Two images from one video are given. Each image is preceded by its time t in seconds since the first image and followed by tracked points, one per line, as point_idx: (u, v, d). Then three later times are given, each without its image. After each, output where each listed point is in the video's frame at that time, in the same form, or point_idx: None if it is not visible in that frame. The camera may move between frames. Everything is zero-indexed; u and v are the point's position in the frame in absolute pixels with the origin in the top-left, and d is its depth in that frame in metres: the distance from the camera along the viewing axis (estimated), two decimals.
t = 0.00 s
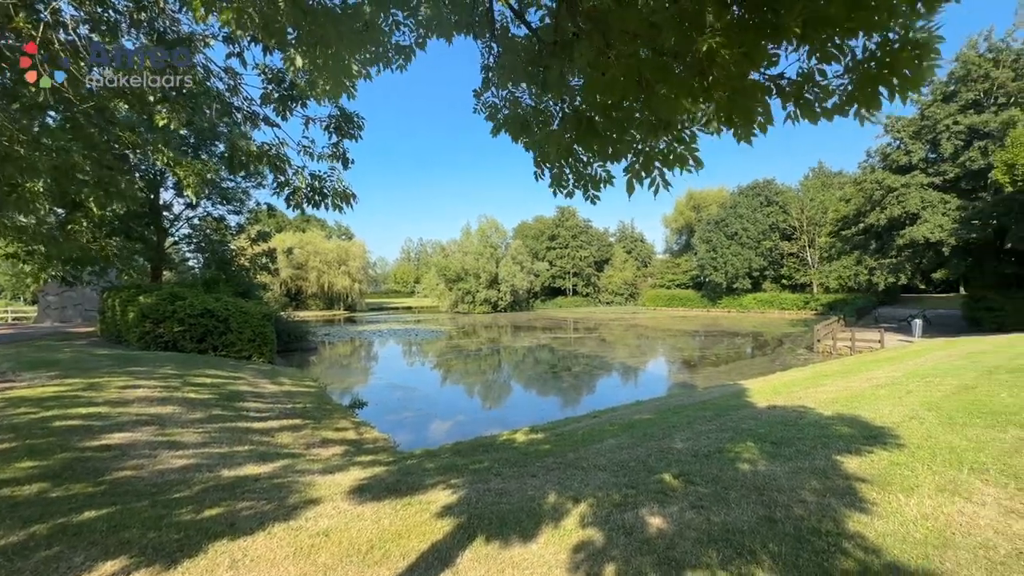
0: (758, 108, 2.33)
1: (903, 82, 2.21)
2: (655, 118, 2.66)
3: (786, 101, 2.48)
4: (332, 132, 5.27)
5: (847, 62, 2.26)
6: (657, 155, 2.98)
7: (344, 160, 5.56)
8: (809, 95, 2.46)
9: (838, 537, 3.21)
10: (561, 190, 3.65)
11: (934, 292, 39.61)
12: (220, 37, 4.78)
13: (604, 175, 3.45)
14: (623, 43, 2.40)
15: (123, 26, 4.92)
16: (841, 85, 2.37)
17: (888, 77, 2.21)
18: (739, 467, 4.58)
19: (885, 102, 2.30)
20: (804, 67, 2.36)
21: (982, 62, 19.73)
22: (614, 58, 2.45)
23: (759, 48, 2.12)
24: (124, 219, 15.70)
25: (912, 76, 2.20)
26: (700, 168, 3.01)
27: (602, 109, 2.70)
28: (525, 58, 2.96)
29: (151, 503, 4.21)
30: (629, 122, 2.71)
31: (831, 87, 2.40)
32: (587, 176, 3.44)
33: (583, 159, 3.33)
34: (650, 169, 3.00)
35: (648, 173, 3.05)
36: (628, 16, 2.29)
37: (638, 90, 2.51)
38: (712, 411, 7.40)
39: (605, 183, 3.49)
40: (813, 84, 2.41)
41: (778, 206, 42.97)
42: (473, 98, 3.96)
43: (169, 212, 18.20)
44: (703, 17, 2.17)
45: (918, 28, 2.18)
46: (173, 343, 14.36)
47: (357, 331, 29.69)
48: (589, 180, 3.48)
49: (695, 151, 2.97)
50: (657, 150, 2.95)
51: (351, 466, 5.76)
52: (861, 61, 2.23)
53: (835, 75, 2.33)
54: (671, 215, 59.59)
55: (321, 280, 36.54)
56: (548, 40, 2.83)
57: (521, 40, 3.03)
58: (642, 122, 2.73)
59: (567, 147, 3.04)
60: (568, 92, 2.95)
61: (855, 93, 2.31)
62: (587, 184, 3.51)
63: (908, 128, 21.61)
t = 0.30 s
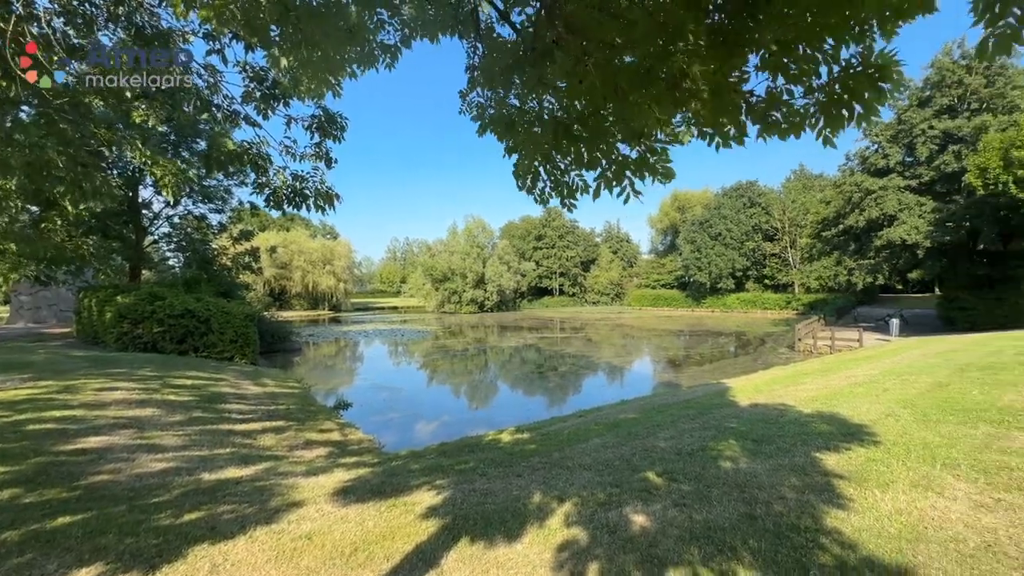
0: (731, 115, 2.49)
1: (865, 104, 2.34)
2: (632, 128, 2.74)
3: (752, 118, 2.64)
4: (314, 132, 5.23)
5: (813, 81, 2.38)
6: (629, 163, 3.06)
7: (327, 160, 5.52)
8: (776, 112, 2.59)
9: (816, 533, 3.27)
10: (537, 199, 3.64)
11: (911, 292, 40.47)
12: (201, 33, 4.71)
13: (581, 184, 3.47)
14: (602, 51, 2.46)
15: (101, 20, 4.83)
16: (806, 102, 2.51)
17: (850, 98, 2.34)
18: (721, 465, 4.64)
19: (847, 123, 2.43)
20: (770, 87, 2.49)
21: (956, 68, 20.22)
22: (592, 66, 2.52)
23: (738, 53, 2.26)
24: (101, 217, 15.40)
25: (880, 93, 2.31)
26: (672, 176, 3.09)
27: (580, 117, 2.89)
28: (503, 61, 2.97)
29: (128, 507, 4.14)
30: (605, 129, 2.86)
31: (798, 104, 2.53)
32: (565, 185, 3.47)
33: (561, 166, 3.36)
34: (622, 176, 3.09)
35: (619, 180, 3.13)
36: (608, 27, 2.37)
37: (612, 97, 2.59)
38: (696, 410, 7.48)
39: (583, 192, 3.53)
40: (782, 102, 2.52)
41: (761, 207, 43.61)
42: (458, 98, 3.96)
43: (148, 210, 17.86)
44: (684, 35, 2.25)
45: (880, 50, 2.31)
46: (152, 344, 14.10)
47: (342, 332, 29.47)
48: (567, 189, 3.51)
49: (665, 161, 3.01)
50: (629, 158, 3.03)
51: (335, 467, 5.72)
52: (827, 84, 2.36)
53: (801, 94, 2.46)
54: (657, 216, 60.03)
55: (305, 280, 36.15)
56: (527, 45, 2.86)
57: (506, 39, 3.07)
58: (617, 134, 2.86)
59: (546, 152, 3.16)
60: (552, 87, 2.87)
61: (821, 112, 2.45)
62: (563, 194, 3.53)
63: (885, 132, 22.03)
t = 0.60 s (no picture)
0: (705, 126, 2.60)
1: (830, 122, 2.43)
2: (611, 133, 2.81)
3: (724, 126, 2.71)
4: (296, 130, 5.18)
5: (782, 97, 2.47)
6: (607, 169, 3.10)
7: (309, 159, 5.47)
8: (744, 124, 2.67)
9: (794, 528, 3.33)
10: (517, 199, 3.69)
11: (888, 292, 41.39)
12: (180, 29, 4.63)
13: (560, 184, 3.46)
14: (579, 59, 2.49)
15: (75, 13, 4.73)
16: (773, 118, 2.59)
17: (816, 115, 2.43)
18: (703, 463, 4.70)
19: (812, 139, 2.52)
20: (741, 103, 2.59)
21: (930, 74, 20.71)
22: (571, 71, 2.53)
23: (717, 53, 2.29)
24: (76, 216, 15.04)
25: (844, 114, 2.42)
26: (642, 185, 3.13)
27: (559, 120, 2.92)
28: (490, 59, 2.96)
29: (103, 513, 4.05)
30: (583, 133, 2.89)
31: (764, 122, 2.61)
32: (543, 186, 3.49)
33: (540, 168, 3.37)
34: (598, 180, 3.12)
35: (596, 185, 3.17)
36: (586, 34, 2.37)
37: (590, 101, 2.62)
38: (679, 409, 7.56)
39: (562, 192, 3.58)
40: (749, 118, 2.62)
41: (743, 208, 44.22)
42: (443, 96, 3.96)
43: (125, 209, 17.49)
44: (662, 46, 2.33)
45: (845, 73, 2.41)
46: (129, 345, 13.81)
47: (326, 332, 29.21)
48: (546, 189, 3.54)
49: (637, 171, 3.08)
50: (607, 163, 3.08)
51: (318, 469, 5.67)
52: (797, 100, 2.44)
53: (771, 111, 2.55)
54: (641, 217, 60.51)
55: (289, 280, 35.71)
56: (508, 47, 2.87)
57: (492, 38, 3.08)
58: (595, 141, 2.89)
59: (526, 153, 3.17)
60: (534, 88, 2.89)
61: (789, 127, 2.54)
62: (543, 193, 3.54)
63: (863, 136, 22.49)
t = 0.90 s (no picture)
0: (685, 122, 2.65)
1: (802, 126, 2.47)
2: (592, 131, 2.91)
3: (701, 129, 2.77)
4: (277, 125, 5.12)
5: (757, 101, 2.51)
6: (589, 169, 3.15)
7: (291, 154, 5.40)
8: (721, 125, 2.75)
9: (771, 524, 3.39)
10: (497, 200, 3.70)
11: (862, 292, 42.39)
12: (156, 22, 4.53)
13: (540, 186, 3.53)
14: (561, 57, 2.51)
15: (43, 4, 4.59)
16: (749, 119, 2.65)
17: (790, 118, 2.47)
18: (683, 460, 4.76)
19: (785, 141, 2.55)
20: (718, 103, 2.67)
21: (903, 80, 21.22)
22: (552, 72, 2.56)
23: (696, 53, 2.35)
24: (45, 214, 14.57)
25: (815, 116, 2.48)
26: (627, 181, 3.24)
27: (540, 121, 2.95)
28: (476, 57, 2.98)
29: (73, 519, 3.94)
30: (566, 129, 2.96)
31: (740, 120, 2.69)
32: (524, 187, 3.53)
33: (520, 168, 3.39)
34: (579, 181, 3.13)
35: (577, 186, 3.19)
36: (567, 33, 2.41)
37: (571, 100, 2.66)
38: (660, 408, 7.63)
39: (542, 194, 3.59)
40: (725, 118, 2.70)
41: (723, 209, 44.84)
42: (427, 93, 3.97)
43: (98, 206, 17.05)
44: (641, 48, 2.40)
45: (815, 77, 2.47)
46: (102, 346, 13.44)
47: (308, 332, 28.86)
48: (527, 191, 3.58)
49: (621, 169, 3.18)
50: (588, 163, 3.12)
51: (298, 471, 5.61)
52: (771, 103, 2.48)
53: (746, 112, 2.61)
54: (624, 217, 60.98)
55: (269, 279, 35.18)
56: (490, 46, 2.93)
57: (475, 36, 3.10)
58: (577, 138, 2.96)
59: (507, 153, 3.19)
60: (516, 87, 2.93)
61: (766, 131, 2.57)
62: (523, 195, 3.60)
63: (839, 139, 22.96)
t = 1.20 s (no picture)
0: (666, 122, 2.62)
1: (786, 118, 2.50)
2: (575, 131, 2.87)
3: (687, 127, 2.80)
4: (259, 120, 5.04)
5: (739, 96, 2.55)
6: (573, 169, 3.17)
7: (275, 149, 5.33)
8: (707, 121, 2.77)
9: (751, 520, 3.44)
10: (481, 202, 3.70)
11: (842, 292, 43.18)
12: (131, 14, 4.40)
13: (524, 186, 3.58)
14: (545, 56, 2.52)
15: None
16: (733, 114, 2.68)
17: (772, 112, 2.50)
18: (667, 459, 4.80)
19: (771, 133, 2.58)
20: (702, 99, 2.67)
21: (881, 85, 21.64)
22: (537, 71, 2.57)
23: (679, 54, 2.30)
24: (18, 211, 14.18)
25: (798, 109, 2.51)
26: (610, 182, 3.25)
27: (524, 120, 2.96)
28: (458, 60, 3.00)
29: (46, 524, 3.84)
30: (548, 130, 2.94)
31: (725, 117, 2.72)
32: (508, 188, 3.55)
33: (505, 168, 3.42)
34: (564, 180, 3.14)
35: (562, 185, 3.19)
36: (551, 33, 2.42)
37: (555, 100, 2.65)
38: (645, 407, 7.69)
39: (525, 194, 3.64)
40: (710, 114, 2.71)
41: (707, 210, 45.33)
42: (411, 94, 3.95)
43: (74, 204, 16.64)
44: (625, 48, 2.42)
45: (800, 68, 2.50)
46: (78, 348, 13.07)
47: (292, 333, 28.54)
48: (511, 191, 3.59)
49: (604, 169, 3.19)
50: (573, 163, 3.15)
51: (281, 473, 5.54)
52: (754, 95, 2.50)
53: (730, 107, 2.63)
54: (610, 218, 61.33)
55: (252, 279, 34.71)
56: (474, 46, 2.93)
57: (459, 37, 3.10)
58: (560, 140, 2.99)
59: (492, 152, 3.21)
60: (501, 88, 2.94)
61: (750, 124, 2.62)
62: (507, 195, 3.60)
63: (819, 142, 23.33)
